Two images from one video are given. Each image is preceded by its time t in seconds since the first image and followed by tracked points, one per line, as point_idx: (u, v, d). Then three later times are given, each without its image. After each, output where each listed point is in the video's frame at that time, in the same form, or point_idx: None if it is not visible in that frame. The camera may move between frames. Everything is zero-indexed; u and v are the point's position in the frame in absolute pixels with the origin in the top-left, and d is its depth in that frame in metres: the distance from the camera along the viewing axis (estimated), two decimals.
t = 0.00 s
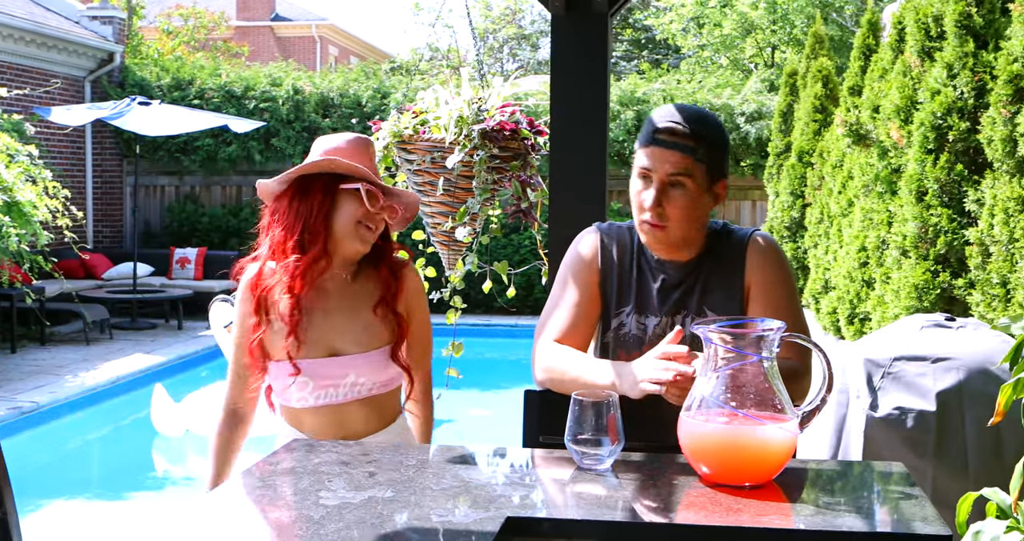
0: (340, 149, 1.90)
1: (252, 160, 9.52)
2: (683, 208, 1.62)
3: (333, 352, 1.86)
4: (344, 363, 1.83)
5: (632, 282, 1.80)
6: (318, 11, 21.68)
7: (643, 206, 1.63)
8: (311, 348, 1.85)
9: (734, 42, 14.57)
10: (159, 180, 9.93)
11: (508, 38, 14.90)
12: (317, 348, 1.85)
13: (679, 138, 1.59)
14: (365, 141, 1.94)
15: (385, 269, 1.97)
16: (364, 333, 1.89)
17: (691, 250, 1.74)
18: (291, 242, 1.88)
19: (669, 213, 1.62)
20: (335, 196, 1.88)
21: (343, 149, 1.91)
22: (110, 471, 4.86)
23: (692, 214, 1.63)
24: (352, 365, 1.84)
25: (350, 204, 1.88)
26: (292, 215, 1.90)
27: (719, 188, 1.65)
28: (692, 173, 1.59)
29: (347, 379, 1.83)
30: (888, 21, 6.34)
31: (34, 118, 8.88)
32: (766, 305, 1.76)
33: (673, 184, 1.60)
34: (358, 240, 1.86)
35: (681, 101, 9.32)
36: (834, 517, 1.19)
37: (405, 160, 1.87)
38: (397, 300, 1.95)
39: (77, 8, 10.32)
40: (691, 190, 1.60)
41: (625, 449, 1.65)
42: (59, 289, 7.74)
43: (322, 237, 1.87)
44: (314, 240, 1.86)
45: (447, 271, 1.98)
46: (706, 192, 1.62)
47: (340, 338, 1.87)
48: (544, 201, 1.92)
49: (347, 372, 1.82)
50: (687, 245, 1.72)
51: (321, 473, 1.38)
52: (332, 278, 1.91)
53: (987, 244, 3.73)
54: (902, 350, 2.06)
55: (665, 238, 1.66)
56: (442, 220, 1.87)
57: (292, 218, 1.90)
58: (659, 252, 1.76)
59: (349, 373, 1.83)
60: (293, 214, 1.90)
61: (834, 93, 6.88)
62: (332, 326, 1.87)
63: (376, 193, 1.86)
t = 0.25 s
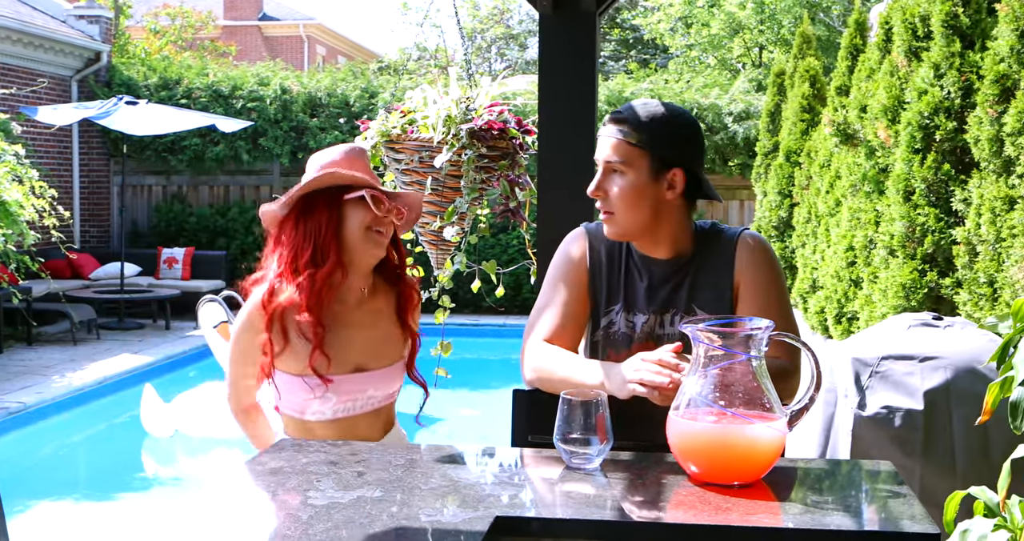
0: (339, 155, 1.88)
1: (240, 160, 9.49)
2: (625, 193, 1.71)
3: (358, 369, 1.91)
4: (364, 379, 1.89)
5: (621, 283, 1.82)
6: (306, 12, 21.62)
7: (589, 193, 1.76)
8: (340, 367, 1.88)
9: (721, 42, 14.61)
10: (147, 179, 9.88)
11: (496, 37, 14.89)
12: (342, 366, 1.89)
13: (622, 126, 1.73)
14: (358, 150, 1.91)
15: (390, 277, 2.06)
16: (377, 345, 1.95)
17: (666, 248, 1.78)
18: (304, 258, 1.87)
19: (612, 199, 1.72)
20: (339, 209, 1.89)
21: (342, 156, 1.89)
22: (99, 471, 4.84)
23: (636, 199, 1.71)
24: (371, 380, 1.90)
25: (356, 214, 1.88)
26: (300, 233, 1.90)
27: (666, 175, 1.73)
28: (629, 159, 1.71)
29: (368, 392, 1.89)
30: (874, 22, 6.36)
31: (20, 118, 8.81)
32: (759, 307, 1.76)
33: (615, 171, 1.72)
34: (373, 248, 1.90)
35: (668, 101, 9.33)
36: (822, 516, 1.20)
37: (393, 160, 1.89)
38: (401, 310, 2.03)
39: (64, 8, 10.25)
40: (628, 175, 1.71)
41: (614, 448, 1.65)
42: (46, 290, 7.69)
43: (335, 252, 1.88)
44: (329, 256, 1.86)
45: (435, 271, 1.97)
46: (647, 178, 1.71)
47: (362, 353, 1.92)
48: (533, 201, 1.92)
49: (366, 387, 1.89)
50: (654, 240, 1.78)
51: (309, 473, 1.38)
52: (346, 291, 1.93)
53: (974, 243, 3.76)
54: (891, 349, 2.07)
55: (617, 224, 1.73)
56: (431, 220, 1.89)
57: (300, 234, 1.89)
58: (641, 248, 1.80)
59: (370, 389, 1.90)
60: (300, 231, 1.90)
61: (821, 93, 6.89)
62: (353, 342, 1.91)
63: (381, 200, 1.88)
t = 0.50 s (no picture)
0: (308, 162, 1.84)
1: (231, 160, 9.47)
2: (601, 195, 1.73)
3: (370, 351, 1.97)
4: (375, 362, 1.94)
5: (610, 282, 1.84)
6: (297, 12, 21.58)
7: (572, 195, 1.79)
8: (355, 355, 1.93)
9: (712, 42, 14.65)
10: (138, 179, 9.84)
11: (487, 38, 14.89)
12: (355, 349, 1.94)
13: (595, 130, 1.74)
14: (330, 144, 1.85)
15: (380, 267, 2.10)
16: (378, 331, 2.00)
17: (651, 247, 1.80)
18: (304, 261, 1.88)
19: (591, 201, 1.75)
20: (330, 210, 1.90)
21: (311, 160, 1.84)
22: (91, 471, 4.83)
23: (613, 201, 1.73)
24: (380, 363, 1.96)
25: (348, 211, 1.90)
26: (296, 241, 1.90)
27: (643, 174, 1.72)
28: (604, 162, 1.72)
29: (376, 376, 1.95)
30: (865, 22, 6.39)
31: (9, 117, 8.76)
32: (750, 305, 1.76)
33: (590, 175, 1.74)
34: (371, 241, 1.93)
35: (659, 101, 9.34)
36: (816, 515, 1.20)
37: (385, 160, 1.89)
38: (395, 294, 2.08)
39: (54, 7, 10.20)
40: (601, 180, 1.73)
41: (606, 447, 1.66)
42: (36, 290, 7.66)
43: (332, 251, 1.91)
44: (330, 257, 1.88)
45: (428, 271, 1.94)
46: (622, 179, 1.72)
47: (371, 337, 1.98)
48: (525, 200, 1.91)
49: (376, 370, 1.94)
50: (636, 239, 1.79)
51: (301, 473, 1.38)
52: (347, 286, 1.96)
53: (965, 243, 3.78)
54: (882, 349, 2.08)
55: (599, 225, 1.76)
56: (423, 219, 1.87)
57: (294, 242, 1.90)
58: (628, 247, 1.82)
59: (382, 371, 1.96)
60: (292, 241, 1.90)
61: (812, 93, 6.91)
62: (362, 326, 1.96)
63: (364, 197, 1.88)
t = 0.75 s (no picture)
0: (303, 171, 1.87)
1: (223, 160, 9.45)
2: (591, 198, 1.75)
3: (366, 348, 2.03)
4: (370, 358, 1.99)
5: (604, 282, 1.85)
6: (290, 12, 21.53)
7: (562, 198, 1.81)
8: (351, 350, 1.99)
9: (705, 42, 14.68)
10: (130, 179, 9.81)
11: (479, 38, 14.89)
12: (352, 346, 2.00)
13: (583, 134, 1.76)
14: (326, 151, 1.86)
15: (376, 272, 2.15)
16: (372, 330, 2.06)
17: (643, 248, 1.80)
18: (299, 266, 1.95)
19: (581, 203, 1.77)
20: (327, 221, 1.96)
21: (307, 168, 1.87)
22: (83, 471, 4.81)
23: (602, 203, 1.74)
24: (374, 361, 2.00)
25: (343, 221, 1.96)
26: (292, 246, 1.96)
27: (630, 176, 1.75)
28: (592, 165, 1.74)
29: (371, 373, 1.99)
30: (857, 22, 6.41)
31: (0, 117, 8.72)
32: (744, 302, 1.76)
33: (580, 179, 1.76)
34: (368, 248, 2.00)
35: (652, 102, 9.35)
36: (810, 514, 1.21)
37: (378, 160, 1.88)
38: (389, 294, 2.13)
39: (46, 7, 10.15)
40: (591, 184, 1.74)
41: (600, 447, 1.66)
42: (28, 290, 7.63)
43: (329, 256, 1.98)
44: (327, 261, 1.95)
45: (421, 270, 1.94)
46: (609, 181, 1.74)
47: (369, 335, 2.04)
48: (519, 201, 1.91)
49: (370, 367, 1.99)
50: (628, 240, 1.80)
51: (296, 474, 1.37)
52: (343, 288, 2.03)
53: (957, 243, 3.79)
54: (875, 349, 2.08)
55: (591, 227, 1.78)
56: (416, 219, 1.86)
57: (289, 248, 1.96)
58: (620, 249, 1.82)
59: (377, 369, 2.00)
60: (288, 246, 1.96)
61: (804, 94, 6.93)
62: (359, 325, 2.03)
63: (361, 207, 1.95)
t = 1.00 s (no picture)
0: (303, 173, 1.84)
1: (217, 160, 9.43)
2: (590, 205, 1.72)
3: (361, 343, 2.03)
4: (365, 353, 2.00)
5: (606, 285, 1.85)
6: (282, 12, 21.48)
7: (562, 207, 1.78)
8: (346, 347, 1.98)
9: (698, 42, 14.70)
10: (123, 179, 9.77)
11: (472, 37, 14.88)
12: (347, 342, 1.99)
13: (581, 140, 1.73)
14: (325, 154, 1.83)
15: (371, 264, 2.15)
16: (368, 325, 2.06)
17: (644, 251, 1.81)
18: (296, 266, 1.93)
19: (582, 210, 1.74)
20: (326, 223, 1.94)
21: (306, 171, 1.84)
22: (76, 472, 4.79)
23: (603, 210, 1.72)
24: (368, 357, 2.01)
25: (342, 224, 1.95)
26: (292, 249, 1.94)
27: (630, 182, 1.72)
28: (591, 173, 1.70)
29: (366, 371, 2.00)
30: (849, 22, 6.43)
31: None
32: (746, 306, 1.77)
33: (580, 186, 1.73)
34: (366, 249, 1.99)
35: (645, 101, 9.36)
36: (804, 512, 1.21)
37: (371, 159, 1.88)
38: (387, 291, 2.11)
39: (38, 7, 10.10)
40: (591, 191, 1.71)
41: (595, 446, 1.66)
42: (20, 291, 7.60)
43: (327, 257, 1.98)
44: (327, 264, 1.94)
45: (415, 269, 1.93)
46: (609, 189, 1.71)
47: (365, 329, 2.04)
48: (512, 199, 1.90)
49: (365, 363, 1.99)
50: (629, 243, 1.80)
51: (289, 473, 1.37)
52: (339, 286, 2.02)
53: (950, 242, 3.80)
54: (868, 347, 2.08)
55: (592, 234, 1.76)
56: (409, 218, 1.86)
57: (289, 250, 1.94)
58: (623, 252, 1.83)
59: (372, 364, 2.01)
60: (288, 247, 1.94)
61: (797, 93, 6.94)
62: (356, 320, 2.02)
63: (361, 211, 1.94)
